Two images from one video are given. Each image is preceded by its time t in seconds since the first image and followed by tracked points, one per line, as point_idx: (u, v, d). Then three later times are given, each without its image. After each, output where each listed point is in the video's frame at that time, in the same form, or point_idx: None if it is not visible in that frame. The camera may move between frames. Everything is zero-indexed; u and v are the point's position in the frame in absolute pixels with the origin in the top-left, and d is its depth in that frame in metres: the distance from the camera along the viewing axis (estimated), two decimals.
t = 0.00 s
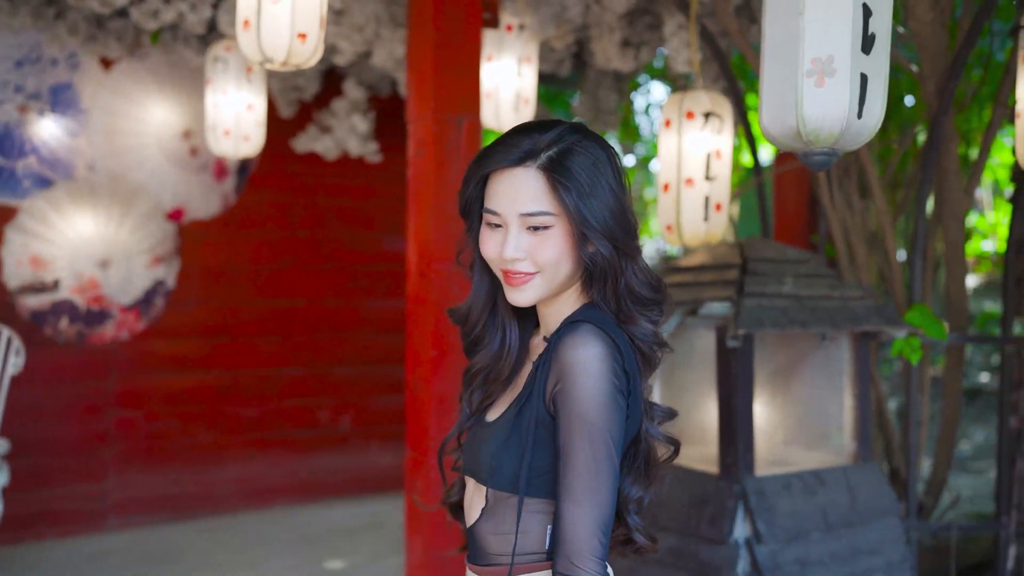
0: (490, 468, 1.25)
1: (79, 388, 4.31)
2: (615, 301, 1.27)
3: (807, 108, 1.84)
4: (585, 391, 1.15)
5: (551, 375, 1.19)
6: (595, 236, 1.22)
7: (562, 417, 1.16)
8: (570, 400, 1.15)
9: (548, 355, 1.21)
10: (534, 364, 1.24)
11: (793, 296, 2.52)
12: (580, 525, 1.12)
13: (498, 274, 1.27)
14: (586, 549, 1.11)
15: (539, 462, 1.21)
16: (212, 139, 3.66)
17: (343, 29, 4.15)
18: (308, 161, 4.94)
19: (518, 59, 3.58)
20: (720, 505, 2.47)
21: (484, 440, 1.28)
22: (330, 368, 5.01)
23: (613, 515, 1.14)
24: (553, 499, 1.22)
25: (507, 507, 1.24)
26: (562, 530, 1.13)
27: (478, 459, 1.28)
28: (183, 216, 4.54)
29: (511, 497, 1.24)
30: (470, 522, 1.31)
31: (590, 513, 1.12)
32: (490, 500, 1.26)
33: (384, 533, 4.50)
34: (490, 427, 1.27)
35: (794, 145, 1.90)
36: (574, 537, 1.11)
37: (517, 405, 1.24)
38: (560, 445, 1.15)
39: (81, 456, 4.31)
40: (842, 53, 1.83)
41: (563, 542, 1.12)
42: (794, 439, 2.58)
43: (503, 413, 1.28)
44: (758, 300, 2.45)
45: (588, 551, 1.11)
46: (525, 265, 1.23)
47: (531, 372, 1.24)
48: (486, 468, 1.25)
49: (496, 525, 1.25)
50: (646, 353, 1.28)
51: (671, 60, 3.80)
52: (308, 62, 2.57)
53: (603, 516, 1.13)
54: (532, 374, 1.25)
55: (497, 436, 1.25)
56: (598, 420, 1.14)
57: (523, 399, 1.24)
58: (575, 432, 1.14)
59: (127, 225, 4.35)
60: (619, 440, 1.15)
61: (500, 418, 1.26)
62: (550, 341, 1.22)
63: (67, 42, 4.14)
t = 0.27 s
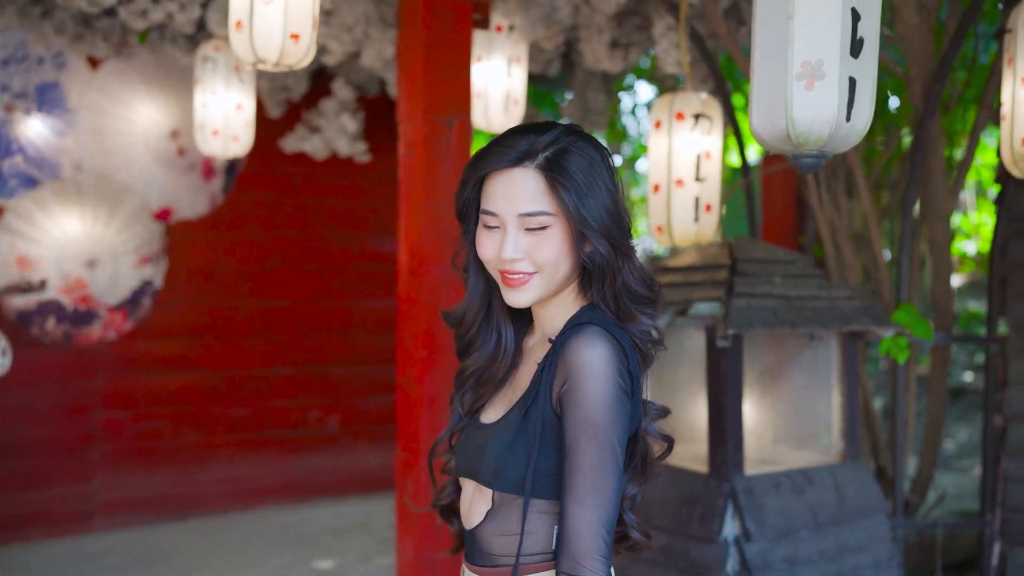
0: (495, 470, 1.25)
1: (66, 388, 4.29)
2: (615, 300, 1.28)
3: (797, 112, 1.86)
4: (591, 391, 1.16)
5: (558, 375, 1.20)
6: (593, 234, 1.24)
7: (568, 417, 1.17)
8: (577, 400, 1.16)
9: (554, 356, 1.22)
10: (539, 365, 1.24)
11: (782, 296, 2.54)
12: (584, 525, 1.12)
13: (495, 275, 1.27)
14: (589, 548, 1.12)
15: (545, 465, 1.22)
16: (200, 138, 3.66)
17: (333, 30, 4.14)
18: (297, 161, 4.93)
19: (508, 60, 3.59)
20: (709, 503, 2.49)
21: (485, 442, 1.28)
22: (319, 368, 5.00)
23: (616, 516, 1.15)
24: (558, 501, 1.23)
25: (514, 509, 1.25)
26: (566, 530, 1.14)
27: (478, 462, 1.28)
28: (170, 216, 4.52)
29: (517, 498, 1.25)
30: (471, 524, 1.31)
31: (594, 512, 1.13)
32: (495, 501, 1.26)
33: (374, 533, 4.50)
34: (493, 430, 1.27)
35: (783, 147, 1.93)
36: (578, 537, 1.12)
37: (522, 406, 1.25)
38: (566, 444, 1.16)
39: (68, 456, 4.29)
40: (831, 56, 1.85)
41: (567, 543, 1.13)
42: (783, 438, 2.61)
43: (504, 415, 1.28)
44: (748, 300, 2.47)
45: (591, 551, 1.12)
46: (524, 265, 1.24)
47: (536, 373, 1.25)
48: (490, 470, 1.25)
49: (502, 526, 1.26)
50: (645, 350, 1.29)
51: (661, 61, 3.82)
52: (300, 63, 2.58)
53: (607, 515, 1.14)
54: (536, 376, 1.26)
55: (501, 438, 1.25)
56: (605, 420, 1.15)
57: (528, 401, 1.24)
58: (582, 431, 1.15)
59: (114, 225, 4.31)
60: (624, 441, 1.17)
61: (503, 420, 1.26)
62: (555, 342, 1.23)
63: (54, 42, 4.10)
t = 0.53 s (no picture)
0: (514, 473, 1.23)
1: (54, 389, 4.27)
2: (614, 297, 1.30)
3: (787, 115, 1.87)
4: (616, 393, 1.18)
5: (577, 377, 1.21)
6: (590, 231, 1.26)
7: (592, 419, 1.18)
8: (602, 402, 1.18)
9: (573, 358, 1.23)
10: (555, 367, 1.25)
11: (771, 296, 2.56)
12: (612, 526, 1.14)
13: (494, 277, 1.28)
14: (617, 549, 1.14)
15: (567, 467, 1.22)
16: (190, 138, 3.65)
17: (322, 30, 4.14)
18: (286, 161, 4.92)
19: (498, 61, 3.59)
20: (699, 502, 2.51)
21: (496, 445, 1.25)
22: (308, 368, 5.00)
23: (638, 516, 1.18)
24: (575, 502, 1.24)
25: (535, 509, 1.23)
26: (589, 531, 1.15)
27: (491, 465, 1.25)
28: (158, 216, 4.51)
29: (538, 499, 1.23)
30: (478, 529, 1.27)
31: (621, 512, 1.15)
32: (512, 503, 1.24)
33: (363, 533, 4.51)
34: (508, 432, 1.25)
35: (774, 150, 1.94)
36: (606, 537, 1.14)
37: (538, 408, 1.24)
38: (592, 446, 1.17)
39: (56, 457, 4.27)
40: (821, 60, 1.87)
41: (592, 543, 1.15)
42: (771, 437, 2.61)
43: (510, 419, 1.27)
44: (738, 300, 2.49)
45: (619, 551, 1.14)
46: (524, 265, 1.25)
47: (552, 375, 1.25)
48: (509, 474, 1.23)
49: (519, 528, 1.24)
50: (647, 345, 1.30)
51: (650, 63, 3.84)
52: (293, 64, 2.58)
53: (632, 515, 1.16)
54: (550, 378, 1.26)
55: (520, 440, 1.23)
56: (626, 421, 1.17)
57: (545, 403, 1.24)
58: (608, 432, 1.17)
59: (102, 225, 4.29)
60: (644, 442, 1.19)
61: (521, 422, 1.24)
62: (571, 344, 1.25)
63: (41, 40, 4.07)
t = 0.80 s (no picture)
0: (540, 477, 1.23)
1: (42, 390, 4.25)
2: (610, 296, 1.33)
3: (779, 120, 1.90)
4: (644, 396, 1.22)
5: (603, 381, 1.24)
6: (587, 230, 1.28)
7: (622, 421, 1.22)
8: (632, 405, 1.22)
9: (597, 361, 1.26)
10: (577, 369, 1.26)
11: (761, 298, 2.58)
12: (647, 523, 1.20)
13: (493, 279, 1.29)
14: (652, 545, 1.20)
15: (595, 468, 1.24)
16: (179, 139, 3.64)
17: (313, 32, 4.14)
18: (275, 162, 4.92)
19: (488, 63, 3.60)
20: (690, 502, 2.53)
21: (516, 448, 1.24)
22: (298, 369, 5.00)
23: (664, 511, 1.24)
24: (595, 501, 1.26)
25: (557, 510, 1.24)
26: (624, 528, 1.21)
27: (510, 469, 1.24)
28: (147, 216, 4.49)
29: (560, 502, 1.24)
30: (493, 532, 1.26)
31: (654, 510, 1.21)
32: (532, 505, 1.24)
33: (353, 534, 4.51)
34: (531, 437, 1.24)
35: (766, 154, 1.96)
36: (642, 535, 1.20)
37: (562, 411, 1.25)
38: (623, 448, 1.22)
39: (43, 459, 4.25)
40: (813, 65, 1.88)
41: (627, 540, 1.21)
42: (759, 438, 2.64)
43: (521, 423, 1.27)
44: (728, 301, 2.51)
45: (654, 547, 1.20)
46: (524, 266, 1.26)
47: (574, 377, 1.27)
48: (536, 478, 1.23)
49: (539, 529, 1.24)
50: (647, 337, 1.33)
51: (641, 65, 3.85)
52: (286, 66, 2.58)
53: (662, 512, 1.22)
54: (570, 380, 1.28)
55: (547, 444, 1.23)
56: (653, 423, 1.22)
57: (569, 405, 1.25)
58: (638, 434, 1.21)
59: (91, 225, 4.27)
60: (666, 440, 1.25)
61: (545, 426, 1.24)
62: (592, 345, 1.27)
63: (29, 40, 4.04)
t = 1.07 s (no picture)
0: (558, 478, 1.25)
1: (29, 392, 4.22)
2: (605, 292, 1.38)
3: (772, 124, 1.91)
4: (663, 395, 1.29)
5: (625, 384, 1.29)
6: (583, 228, 1.31)
7: (644, 421, 1.28)
8: (652, 405, 1.28)
9: (614, 362, 1.29)
10: (592, 370, 1.29)
11: (750, 299, 2.60)
12: (670, 517, 1.27)
13: (491, 280, 1.30)
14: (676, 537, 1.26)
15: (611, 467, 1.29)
16: (169, 140, 3.63)
17: (303, 33, 4.14)
18: (265, 162, 4.90)
19: (479, 65, 3.61)
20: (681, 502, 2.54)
21: (530, 449, 1.25)
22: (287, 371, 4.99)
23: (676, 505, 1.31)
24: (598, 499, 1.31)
25: (567, 510, 1.27)
26: (642, 525, 1.27)
27: (524, 470, 1.24)
28: (136, 217, 4.47)
29: (570, 501, 1.27)
30: (501, 534, 1.26)
31: (674, 504, 1.28)
32: (542, 506, 1.26)
33: (343, 534, 4.51)
34: (546, 439, 1.25)
35: (759, 158, 1.98)
36: (668, 528, 1.26)
37: (577, 412, 1.28)
38: (645, 446, 1.28)
39: (30, 461, 4.22)
40: (805, 71, 1.90)
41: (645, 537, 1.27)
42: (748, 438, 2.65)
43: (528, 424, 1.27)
44: (719, 303, 2.53)
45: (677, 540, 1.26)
46: (522, 265, 1.27)
47: (590, 379, 1.29)
48: (554, 479, 1.25)
49: (550, 529, 1.26)
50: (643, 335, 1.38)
51: (631, 68, 3.87)
52: (278, 67, 2.58)
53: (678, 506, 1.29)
54: (583, 381, 1.30)
55: (564, 446, 1.25)
56: (666, 421, 1.30)
57: (588, 407, 1.28)
58: (659, 432, 1.28)
59: (79, 226, 4.25)
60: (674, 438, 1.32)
61: (561, 428, 1.26)
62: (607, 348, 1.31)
63: (16, 39, 4.02)
